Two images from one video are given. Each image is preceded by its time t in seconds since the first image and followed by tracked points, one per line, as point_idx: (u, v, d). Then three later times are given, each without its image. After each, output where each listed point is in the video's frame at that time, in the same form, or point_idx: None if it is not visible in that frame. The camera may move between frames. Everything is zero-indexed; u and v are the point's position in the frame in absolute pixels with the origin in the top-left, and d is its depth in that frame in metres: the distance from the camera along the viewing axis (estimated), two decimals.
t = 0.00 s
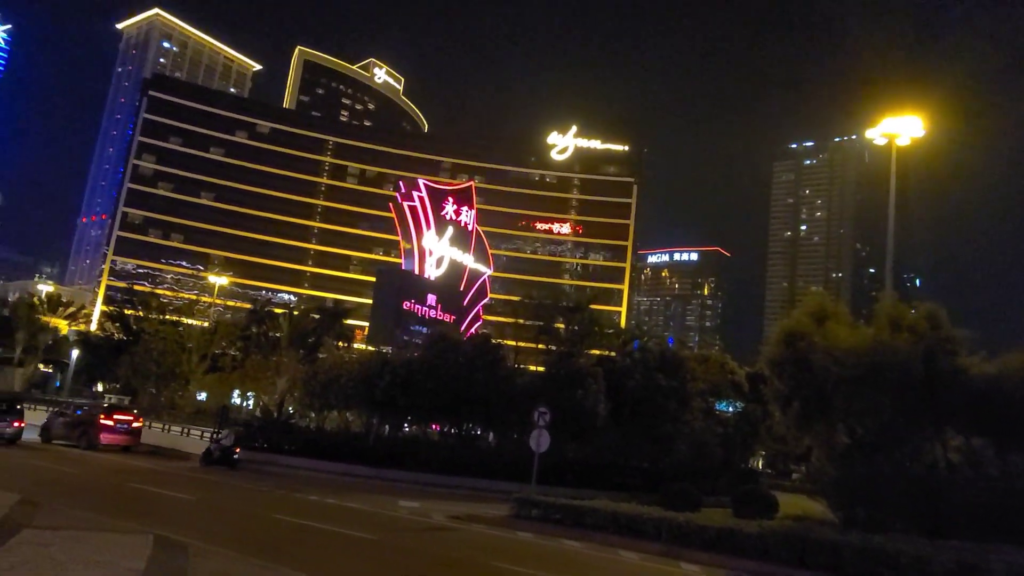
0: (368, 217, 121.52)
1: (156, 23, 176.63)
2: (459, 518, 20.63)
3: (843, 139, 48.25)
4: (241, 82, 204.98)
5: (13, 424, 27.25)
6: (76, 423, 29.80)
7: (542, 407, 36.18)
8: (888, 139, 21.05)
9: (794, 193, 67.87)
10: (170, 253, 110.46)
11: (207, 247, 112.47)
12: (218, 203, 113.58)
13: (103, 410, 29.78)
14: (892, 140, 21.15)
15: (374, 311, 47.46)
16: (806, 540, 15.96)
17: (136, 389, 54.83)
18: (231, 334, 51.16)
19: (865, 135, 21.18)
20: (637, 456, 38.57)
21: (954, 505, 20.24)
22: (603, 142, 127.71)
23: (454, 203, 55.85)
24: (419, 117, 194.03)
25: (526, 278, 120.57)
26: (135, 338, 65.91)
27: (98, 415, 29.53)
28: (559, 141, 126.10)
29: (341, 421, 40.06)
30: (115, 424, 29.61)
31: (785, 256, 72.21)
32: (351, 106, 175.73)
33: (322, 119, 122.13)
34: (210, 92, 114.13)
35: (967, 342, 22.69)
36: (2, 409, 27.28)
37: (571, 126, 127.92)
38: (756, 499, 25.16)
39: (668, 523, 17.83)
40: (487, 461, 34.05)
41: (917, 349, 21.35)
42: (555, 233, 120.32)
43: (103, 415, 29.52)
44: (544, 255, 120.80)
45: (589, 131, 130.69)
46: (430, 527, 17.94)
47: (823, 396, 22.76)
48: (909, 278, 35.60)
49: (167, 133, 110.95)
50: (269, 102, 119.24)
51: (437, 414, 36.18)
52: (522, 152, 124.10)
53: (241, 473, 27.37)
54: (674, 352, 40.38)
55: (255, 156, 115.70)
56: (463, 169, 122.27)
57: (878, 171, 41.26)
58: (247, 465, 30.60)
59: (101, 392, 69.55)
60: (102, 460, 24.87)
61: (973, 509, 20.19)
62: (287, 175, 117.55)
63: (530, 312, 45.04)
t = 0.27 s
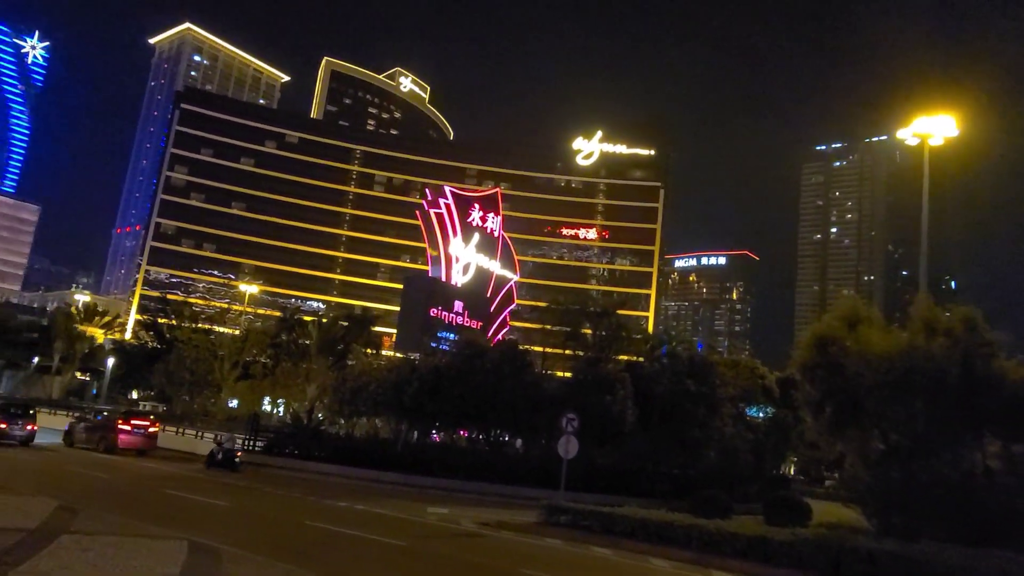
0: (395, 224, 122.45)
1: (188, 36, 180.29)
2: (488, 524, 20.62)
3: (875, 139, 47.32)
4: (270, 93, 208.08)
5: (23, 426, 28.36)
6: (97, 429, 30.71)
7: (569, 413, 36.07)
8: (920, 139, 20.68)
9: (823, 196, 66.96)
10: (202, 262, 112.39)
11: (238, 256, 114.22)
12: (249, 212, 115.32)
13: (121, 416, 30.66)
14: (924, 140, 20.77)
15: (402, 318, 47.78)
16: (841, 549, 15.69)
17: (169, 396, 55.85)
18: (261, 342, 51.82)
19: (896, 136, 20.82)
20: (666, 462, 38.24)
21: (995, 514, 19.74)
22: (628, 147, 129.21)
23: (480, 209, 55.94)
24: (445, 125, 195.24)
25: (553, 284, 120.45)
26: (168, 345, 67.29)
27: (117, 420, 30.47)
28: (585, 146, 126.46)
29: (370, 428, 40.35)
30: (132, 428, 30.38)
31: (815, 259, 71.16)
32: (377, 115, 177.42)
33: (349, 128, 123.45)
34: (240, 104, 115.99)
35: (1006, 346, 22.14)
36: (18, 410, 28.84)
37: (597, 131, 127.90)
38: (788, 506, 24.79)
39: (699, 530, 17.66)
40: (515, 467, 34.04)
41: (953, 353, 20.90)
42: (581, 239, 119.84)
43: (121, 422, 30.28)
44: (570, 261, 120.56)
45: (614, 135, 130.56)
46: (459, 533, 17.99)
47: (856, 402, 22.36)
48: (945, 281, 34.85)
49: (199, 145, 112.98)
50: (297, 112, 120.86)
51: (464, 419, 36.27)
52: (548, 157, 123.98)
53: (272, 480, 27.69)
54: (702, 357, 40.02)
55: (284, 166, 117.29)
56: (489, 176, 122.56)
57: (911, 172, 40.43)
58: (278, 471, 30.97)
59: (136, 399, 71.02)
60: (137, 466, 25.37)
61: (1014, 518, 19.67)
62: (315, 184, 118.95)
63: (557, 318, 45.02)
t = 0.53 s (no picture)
0: (423, 232, 123.15)
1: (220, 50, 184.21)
2: (519, 531, 20.60)
3: (908, 140, 46.46)
4: (300, 104, 210.17)
5: (42, 429, 29.47)
6: (117, 433, 31.58)
7: (599, 419, 35.93)
8: (956, 138, 20.28)
9: (855, 198, 65.91)
10: (234, 271, 114.18)
11: (269, 265, 115.85)
12: (279, 222, 116.97)
13: (141, 421, 31.45)
14: (960, 140, 20.37)
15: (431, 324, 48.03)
16: (878, 556, 15.40)
17: (204, 404, 56.76)
18: (293, 349, 52.42)
19: (931, 135, 20.44)
20: (698, 469, 37.85)
21: None
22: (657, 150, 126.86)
23: (508, 216, 55.93)
24: (472, 132, 196.25)
25: (581, 289, 120.07)
26: (202, 353, 68.50)
27: (135, 425, 31.31)
28: (612, 151, 125.99)
29: (400, 434, 40.57)
30: (150, 433, 31.20)
31: (848, 262, 70.06)
32: (405, 123, 178.88)
33: (377, 137, 124.63)
34: (271, 115, 117.81)
35: None
36: (37, 414, 29.87)
37: (623, 136, 127.51)
38: (824, 513, 24.37)
39: (732, 538, 17.45)
40: (544, 474, 33.95)
41: (994, 358, 20.39)
42: (609, 244, 119.55)
43: (138, 427, 31.07)
44: (598, 266, 120.13)
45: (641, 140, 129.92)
46: (490, 539, 18.02)
47: (892, 407, 21.94)
48: (983, 283, 34.02)
49: (230, 156, 114.96)
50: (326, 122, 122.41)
51: (493, 426, 36.29)
52: (575, 163, 123.75)
53: (303, 486, 27.96)
54: (734, 362, 39.55)
55: (314, 176, 118.83)
56: (516, 183, 122.75)
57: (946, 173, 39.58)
58: (309, 477, 31.28)
59: (171, 407, 72.34)
60: (173, 473, 25.84)
61: None
62: (344, 193, 120.30)
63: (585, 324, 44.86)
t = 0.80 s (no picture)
0: (454, 238, 123.64)
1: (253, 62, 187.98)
2: (551, 538, 20.50)
3: (945, 139, 45.59)
4: (332, 113, 212.23)
5: (65, 432, 30.69)
6: (140, 437, 32.53)
7: (631, 425, 35.82)
8: (994, 138, 19.83)
9: (891, 199, 64.75)
10: (268, 279, 115.85)
11: (302, 273, 117.33)
12: (312, 230, 118.52)
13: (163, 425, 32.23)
14: (998, 139, 19.92)
15: (463, 330, 48.35)
16: (921, 564, 15.01)
17: (240, 410, 57.64)
18: (326, 356, 52.98)
19: (968, 135, 20.02)
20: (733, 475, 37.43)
21: None
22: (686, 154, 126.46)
23: (538, 222, 56.06)
24: (501, 139, 196.74)
25: (612, 295, 119.46)
26: (238, 360, 69.67)
27: (157, 428, 32.15)
28: (641, 155, 125.22)
29: (432, 440, 40.70)
30: (171, 437, 31.93)
31: (885, 264, 68.77)
32: (435, 131, 180.26)
33: (407, 145, 125.75)
34: (303, 125, 119.58)
35: None
36: (61, 417, 31.07)
37: (652, 140, 126.87)
38: (864, 521, 23.85)
39: (767, 545, 17.17)
40: (577, 481, 33.78)
41: None
42: (639, 248, 118.92)
43: (159, 431, 31.81)
44: (629, 271, 119.45)
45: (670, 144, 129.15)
46: (523, 546, 17.97)
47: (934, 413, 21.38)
48: None
49: (264, 166, 116.88)
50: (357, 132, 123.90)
51: (525, 433, 36.22)
52: (605, 168, 123.36)
53: (337, 491, 28.13)
54: (768, 367, 39.13)
55: (346, 184, 120.35)
56: (545, 189, 122.77)
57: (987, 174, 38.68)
58: (343, 483, 31.50)
59: (209, 413, 73.62)
60: (211, 478, 26.27)
61: None
62: (375, 201, 121.52)
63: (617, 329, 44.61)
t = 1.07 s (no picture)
0: (486, 245, 124.03)
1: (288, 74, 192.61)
2: (586, 544, 20.48)
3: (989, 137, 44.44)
4: (365, 124, 211.84)
5: (93, 434, 32.03)
6: (166, 440, 33.46)
7: (666, 431, 35.55)
8: None
9: (932, 199, 63.29)
10: (304, 288, 117.55)
11: (337, 281, 118.82)
12: (347, 238, 120.04)
13: (187, 428, 33.15)
14: None
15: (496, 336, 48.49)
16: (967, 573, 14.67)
17: (278, 417, 58.46)
18: (361, 363, 53.51)
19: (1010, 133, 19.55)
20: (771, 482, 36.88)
21: None
22: (719, 156, 124.87)
23: (570, 227, 55.86)
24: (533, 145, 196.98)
25: (646, 299, 118.59)
26: (275, 367, 70.64)
27: (182, 432, 33.11)
28: (673, 159, 124.58)
29: (466, 446, 40.83)
30: (195, 441, 32.84)
31: (927, 266, 67.19)
32: (466, 139, 181.18)
33: (440, 153, 126.71)
34: (337, 135, 121.24)
35: None
36: (91, 421, 32.48)
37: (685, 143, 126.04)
38: (907, 529, 23.31)
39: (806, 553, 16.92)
40: (612, 487, 33.63)
41: None
42: (673, 253, 118.02)
43: (183, 435, 32.72)
44: (662, 275, 118.56)
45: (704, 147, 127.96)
46: (557, 552, 17.99)
47: (979, 418, 20.82)
48: None
49: (300, 176, 118.74)
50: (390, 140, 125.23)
51: (559, 438, 36.18)
52: (637, 172, 122.72)
53: (373, 497, 28.39)
54: (806, 371, 38.51)
55: (379, 193, 121.71)
56: (577, 194, 122.51)
57: None
58: (379, 489, 31.78)
59: (247, 420, 74.73)
60: (250, 484, 26.73)
61: None
62: (409, 208, 122.62)
63: (650, 334, 44.35)
